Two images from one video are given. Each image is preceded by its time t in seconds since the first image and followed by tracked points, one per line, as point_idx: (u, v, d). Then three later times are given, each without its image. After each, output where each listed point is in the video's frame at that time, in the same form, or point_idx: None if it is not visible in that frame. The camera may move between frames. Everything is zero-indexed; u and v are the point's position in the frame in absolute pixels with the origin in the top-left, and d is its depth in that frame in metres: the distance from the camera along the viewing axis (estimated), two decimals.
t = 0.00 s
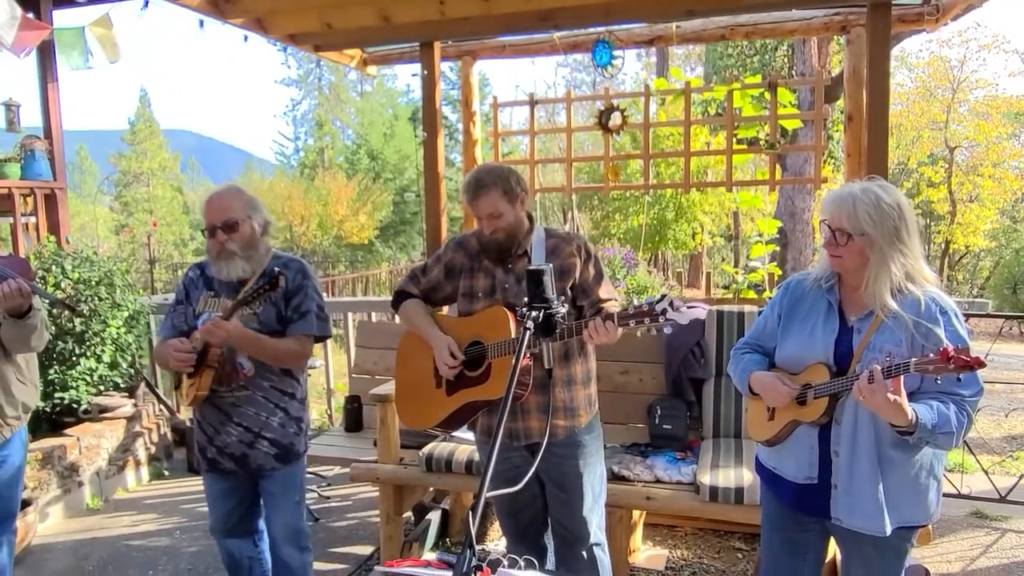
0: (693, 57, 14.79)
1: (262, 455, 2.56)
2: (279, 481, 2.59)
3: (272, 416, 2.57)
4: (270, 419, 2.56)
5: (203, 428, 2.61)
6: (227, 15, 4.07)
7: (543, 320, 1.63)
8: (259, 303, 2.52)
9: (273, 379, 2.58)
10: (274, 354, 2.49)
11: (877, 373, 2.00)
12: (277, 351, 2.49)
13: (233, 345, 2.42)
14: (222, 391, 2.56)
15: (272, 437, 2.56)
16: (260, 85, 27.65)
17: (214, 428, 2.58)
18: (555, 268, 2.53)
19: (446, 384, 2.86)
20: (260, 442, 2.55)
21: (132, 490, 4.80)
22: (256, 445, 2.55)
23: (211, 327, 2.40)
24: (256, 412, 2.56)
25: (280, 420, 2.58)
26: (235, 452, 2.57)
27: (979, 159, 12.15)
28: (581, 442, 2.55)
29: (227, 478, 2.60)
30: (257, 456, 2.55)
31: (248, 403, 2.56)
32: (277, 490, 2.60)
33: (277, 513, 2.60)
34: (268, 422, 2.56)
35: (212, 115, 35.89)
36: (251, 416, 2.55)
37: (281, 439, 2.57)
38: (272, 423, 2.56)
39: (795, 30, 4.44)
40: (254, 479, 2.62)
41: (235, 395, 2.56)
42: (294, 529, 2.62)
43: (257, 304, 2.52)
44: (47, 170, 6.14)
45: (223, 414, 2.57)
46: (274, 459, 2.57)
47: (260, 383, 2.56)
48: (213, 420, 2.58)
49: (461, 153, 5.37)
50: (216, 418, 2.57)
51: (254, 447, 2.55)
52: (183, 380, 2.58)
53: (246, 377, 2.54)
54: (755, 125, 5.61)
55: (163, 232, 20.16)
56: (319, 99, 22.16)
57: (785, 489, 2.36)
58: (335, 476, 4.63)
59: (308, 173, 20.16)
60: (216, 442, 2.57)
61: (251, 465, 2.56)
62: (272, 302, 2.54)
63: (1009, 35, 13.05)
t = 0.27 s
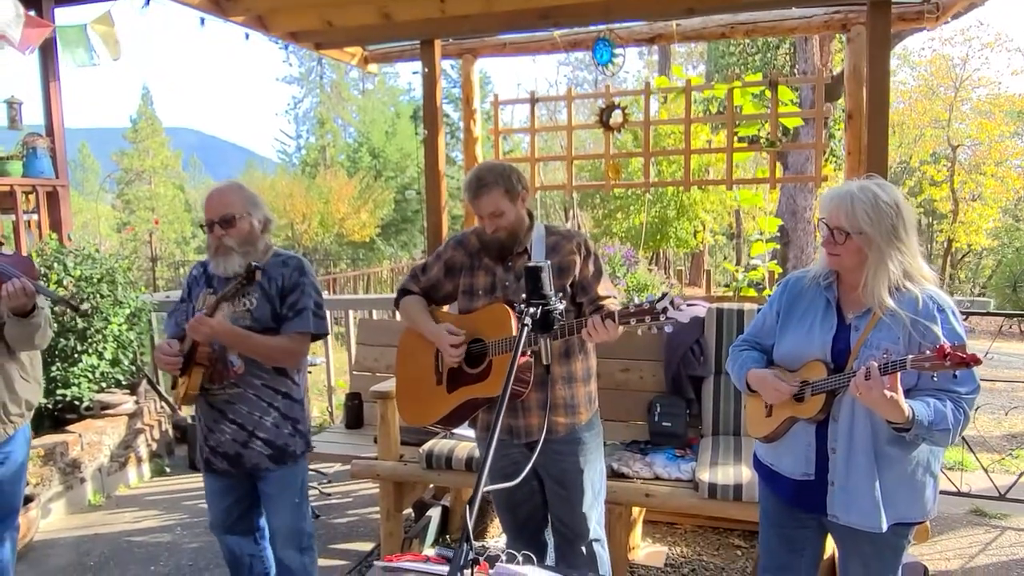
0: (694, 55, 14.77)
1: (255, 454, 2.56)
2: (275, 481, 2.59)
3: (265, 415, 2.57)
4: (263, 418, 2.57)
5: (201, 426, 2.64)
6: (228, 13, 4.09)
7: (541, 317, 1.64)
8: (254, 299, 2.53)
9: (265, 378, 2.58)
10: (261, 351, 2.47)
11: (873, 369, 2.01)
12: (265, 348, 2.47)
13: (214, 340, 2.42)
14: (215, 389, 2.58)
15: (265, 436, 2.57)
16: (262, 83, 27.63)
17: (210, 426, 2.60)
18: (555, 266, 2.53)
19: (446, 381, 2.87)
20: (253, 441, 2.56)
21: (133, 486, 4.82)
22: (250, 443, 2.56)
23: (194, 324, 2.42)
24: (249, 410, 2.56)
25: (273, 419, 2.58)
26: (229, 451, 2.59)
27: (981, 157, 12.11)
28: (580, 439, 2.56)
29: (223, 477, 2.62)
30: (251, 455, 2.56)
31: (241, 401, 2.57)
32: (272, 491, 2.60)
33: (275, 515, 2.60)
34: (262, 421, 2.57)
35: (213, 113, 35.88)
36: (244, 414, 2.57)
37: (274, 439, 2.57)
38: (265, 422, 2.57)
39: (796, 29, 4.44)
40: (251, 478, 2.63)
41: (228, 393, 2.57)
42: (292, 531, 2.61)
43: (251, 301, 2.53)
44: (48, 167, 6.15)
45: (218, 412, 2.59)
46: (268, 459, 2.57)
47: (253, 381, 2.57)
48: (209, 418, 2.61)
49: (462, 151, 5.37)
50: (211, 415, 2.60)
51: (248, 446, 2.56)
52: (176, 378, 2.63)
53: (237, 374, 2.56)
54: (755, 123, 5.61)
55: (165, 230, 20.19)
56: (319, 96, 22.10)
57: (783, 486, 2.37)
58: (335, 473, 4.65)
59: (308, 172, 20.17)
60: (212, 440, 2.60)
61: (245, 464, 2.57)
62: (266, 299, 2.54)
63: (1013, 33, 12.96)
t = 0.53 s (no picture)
0: (699, 53, 14.76)
1: (254, 455, 2.58)
2: (276, 482, 2.61)
3: (263, 415, 2.59)
4: (261, 418, 2.58)
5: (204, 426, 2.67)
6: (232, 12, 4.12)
7: (537, 313, 1.66)
8: (255, 296, 2.56)
9: (263, 377, 2.59)
10: (254, 344, 2.47)
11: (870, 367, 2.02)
12: (258, 343, 2.48)
13: (206, 331, 2.43)
14: (214, 388, 2.61)
15: (264, 437, 2.58)
16: (267, 81, 27.68)
17: (211, 427, 2.64)
18: (559, 266, 2.56)
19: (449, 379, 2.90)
20: (251, 442, 2.58)
21: (138, 482, 4.86)
22: (249, 444, 2.58)
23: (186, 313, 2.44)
24: (246, 410, 2.59)
25: (271, 420, 2.59)
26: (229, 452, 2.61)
27: (987, 156, 12.07)
28: (584, 437, 2.57)
29: (225, 478, 2.65)
30: (250, 456, 2.58)
31: (239, 402, 2.59)
32: (273, 492, 2.62)
33: (277, 516, 2.62)
34: (260, 421, 2.59)
35: (219, 111, 35.95)
36: (243, 414, 2.59)
37: (273, 440, 2.59)
38: (262, 423, 2.59)
39: (798, 27, 4.43)
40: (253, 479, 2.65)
41: (227, 392, 2.60)
42: (294, 532, 2.63)
43: (251, 297, 2.55)
44: (54, 166, 6.19)
45: (219, 412, 2.62)
46: (267, 460, 2.59)
47: (251, 380, 2.58)
48: (211, 419, 2.64)
49: (465, 150, 5.40)
50: (212, 416, 2.64)
51: (247, 447, 2.58)
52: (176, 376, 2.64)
53: (235, 372, 2.58)
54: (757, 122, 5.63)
55: (170, 229, 20.29)
56: (324, 94, 22.10)
57: (779, 483, 2.38)
58: (338, 470, 4.67)
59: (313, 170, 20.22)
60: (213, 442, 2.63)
61: (245, 465, 2.59)
62: (265, 295, 2.57)
63: (1018, 31, 12.91)
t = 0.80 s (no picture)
0: (708, 50, 14.71)
1: (258, 456, 2.57)
2: (280, 484, 2.60)
3: (269, 415, 2.57)
4: (266, 418, 2.57)
5: (212, 424, 2.67)
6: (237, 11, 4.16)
7: (533, 310, 1.67)
8: (261, 295, 2.57)
9: (269, 376, 2.58)
10: (253, 339, 2.45)
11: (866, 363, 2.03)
12: (258, 337, 2.46)
13: (206, 323, 2.43)
14: (221, 385, 2.61)
15: (269, 438, 2.57)
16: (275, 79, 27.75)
17: (217, 426, 2.64)
18: (567, 264, 2.58)
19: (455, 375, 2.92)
20: (256, 442, 2.56)
21: (145, 478, 4.91)
22: (253, 445, 2.57)
23: (188, 305, 2.44)
24: (252, 410, 2.57)
25: (277, 420, 2.57)
26: (234, 452, 2.61)
27: (999, 153, 11.96)
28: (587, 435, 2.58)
29: (229, 477, 2.65)
30: (254, 457, 2.57)
31: (244, 401, 2.58)
32: (278, 494, 2.61)
33: (284, 519, 2.61)
34: (265, 422, 2.57)
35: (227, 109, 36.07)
36: (248, 413, 2.58)
37: (277, 441, 2.56)
38: (268, 423, 2.57)
39: (802, 24, 4.43)
40: (257, 480, 2.64)
41: (233, 390, 2.60)
42: (299, 535, 2.62)
43: (257, 295, 2.56)
44: (62, 164, 6.24)
45: (225, 410, 2.62)
46: (271, 461, 2.57)
47: (257, 378, 2.57)
48: (217, 417, 2.64)
49: (469, 147, 5.43)
50: (219, 413, 2.63)
51: (251, 448, 2.58)
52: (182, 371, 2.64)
53: (241, 370, 2.58)
54: (761, 119, 5.63)
55: (179, 226, 20.39)
56: (331, 93, 22.12)
57: (778, 479, 2.39)
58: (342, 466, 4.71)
59: (321, 168, 20.26)
60: (218, 441, 2.63)
61: (250, 466, 2.59)
62: (272, 292, 2.57)
63: None
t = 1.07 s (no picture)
0: (722, 47, 14.64)
1: (256, 453, 2.58)
2: (280, 481, 2.60)
3: (269, 412, 2.59)
4: (266, 415, 2.59)
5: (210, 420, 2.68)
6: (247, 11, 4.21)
7: (530, 304, 1.74)
8: (266, 291, 2.59)
9: (271, 373, 2.59)
10: (255, 332, 2.46)
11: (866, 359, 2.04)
12: (260, 330, 2.46)
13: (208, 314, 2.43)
14: (222, 381, 2.62)
15: (268, 435, 2.58)
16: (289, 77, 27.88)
17: (215, 422, 2.64)
18: (582, 261, 2.59)
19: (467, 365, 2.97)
20: (254, 439, 2.57)
21: (158, 472, 4.97)
22: (251, 442, 2.58)
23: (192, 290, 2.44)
24: (252, 407, 2.59)
25: (277, 417, 2.59)
26: (232, 448, 2.61)
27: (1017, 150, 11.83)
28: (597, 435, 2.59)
29: (225, 474, 2.64)
30: (252, 454, 2.58)
31: (245, 398, 2.60)
32: (275, 492, 2.61)
33: (284, 518, 2.61)
34: (265, 419, 2.59)
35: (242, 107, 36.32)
36: (248, 410, 2.59)
37: (277, 438, 2.58)
38: (268, 420, 2.58)
39: (811, 20, 4.42)
40: (255, 478, 2.63)
41: (233, 386, 2.61)
42: (300, 535, 2.61)
43: (262, 291, 2.58)
44: (77, 162, 6.32)
45: (225, 406, 2.63)
46: (270, 458, 2.58)
47: (259, 375, 2.59)
48: (216, 414, 2.65)
49: (477, 145, 5.46)
50: (218, 409, 2.64)
51: (249, 445, 2.58)
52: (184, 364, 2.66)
53: (243, 366, 2.59)
54: (769, 116, 5.64)
55: (194, 224, 20.56)
56: (345, 91, 22.19)
57: (779, 475, 2.40)
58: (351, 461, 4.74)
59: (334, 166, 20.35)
60: (216, 437, 2.63)
61: (247, 463, 2.59)
62: (276, 288, 2.59)
63: None
